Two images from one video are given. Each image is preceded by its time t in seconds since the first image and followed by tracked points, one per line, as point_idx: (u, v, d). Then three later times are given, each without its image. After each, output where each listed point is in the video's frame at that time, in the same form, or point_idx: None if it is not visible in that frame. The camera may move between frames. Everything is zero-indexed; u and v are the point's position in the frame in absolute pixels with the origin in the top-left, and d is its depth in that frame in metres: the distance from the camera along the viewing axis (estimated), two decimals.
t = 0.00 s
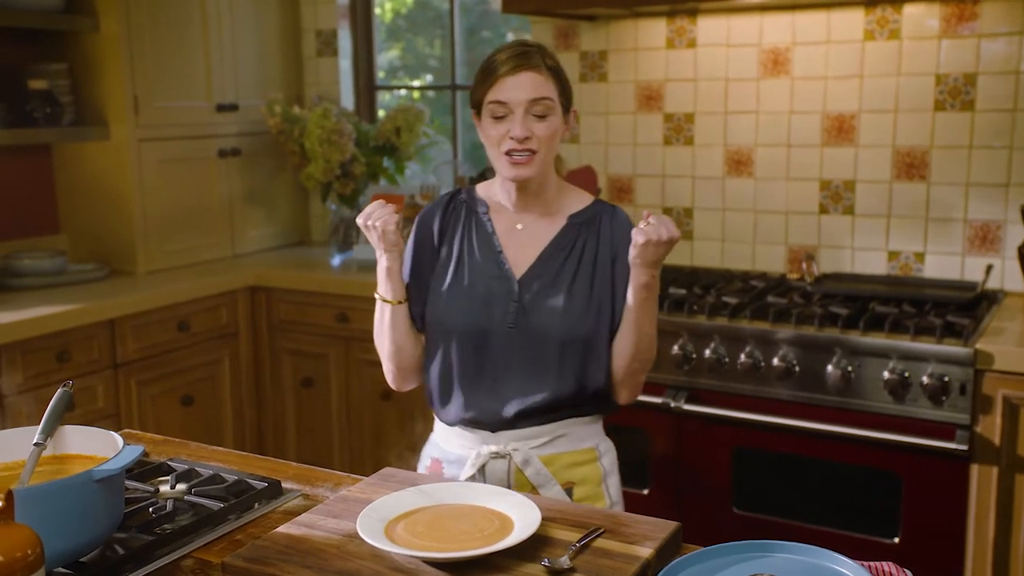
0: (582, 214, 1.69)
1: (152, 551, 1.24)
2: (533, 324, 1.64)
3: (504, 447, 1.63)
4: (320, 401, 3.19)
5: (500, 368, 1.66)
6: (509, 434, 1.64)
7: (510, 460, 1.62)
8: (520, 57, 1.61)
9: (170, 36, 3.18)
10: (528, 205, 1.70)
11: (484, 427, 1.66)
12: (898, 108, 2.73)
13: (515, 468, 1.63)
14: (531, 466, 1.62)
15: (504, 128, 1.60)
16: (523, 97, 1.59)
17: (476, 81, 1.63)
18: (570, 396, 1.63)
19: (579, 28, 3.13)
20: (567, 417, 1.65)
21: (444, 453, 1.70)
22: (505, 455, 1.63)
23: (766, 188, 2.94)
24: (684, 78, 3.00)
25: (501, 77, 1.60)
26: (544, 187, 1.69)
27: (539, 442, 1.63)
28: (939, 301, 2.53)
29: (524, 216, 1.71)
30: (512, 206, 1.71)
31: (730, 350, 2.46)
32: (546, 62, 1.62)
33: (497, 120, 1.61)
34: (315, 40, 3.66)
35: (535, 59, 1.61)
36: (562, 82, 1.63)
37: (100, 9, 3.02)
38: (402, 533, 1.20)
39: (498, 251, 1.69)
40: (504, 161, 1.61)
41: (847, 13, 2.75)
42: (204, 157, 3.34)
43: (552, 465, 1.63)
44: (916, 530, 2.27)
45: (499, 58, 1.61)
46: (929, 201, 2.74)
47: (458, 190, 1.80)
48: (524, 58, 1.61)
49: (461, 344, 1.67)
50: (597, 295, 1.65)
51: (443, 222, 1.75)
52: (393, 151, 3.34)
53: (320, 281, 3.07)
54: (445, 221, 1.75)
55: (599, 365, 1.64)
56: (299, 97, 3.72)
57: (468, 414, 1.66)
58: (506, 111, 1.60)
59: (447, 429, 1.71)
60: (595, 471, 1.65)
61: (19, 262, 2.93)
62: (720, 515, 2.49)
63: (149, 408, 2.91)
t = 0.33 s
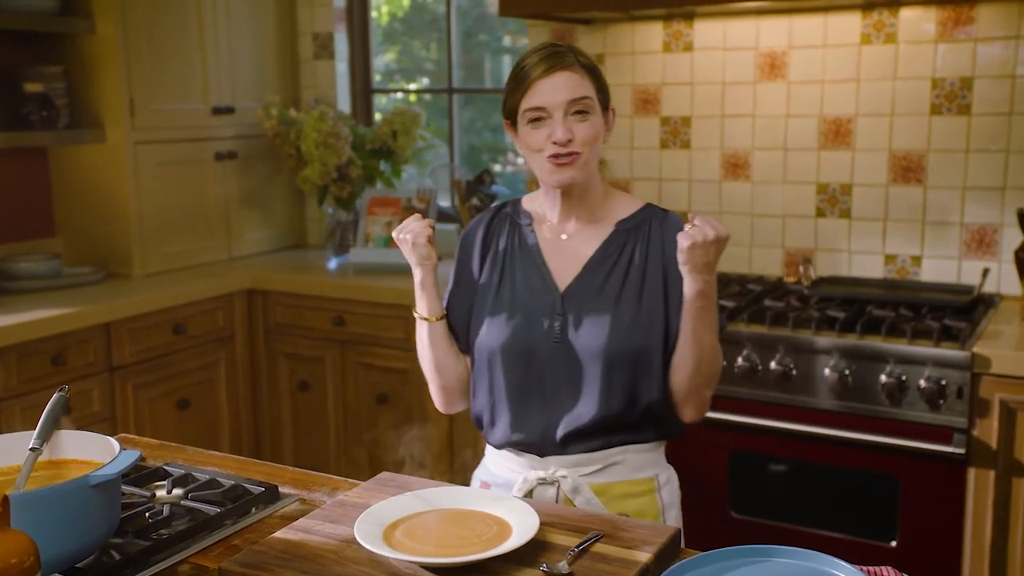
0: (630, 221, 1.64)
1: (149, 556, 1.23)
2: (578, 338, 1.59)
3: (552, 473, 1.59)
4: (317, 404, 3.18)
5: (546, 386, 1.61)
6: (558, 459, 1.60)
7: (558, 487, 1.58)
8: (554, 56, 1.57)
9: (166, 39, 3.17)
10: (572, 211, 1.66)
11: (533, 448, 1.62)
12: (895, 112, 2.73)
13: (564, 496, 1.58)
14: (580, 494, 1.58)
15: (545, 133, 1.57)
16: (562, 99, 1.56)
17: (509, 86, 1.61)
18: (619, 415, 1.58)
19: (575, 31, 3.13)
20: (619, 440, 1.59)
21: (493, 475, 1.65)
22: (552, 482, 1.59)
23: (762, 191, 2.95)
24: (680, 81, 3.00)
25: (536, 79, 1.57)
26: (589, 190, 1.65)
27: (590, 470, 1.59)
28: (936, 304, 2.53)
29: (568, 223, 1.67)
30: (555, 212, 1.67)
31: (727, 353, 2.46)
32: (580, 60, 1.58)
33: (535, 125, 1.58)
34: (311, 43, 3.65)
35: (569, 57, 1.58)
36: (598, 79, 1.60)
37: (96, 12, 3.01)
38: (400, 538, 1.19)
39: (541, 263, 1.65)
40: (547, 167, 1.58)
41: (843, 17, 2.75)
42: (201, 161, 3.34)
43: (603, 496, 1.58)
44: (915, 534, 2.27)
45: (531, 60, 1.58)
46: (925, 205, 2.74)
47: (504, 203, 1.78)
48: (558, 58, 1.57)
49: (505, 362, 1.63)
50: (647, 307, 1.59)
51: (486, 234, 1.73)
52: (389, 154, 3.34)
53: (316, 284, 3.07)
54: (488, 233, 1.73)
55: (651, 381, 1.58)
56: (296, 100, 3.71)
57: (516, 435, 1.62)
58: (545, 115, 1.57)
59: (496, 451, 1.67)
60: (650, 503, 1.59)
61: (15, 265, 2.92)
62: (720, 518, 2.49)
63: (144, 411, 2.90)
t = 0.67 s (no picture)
0: (649, 230, 1.58)
1: (143, 556, 1.23)
2: (582, 349, 1.55)
3: (552, 481, 1.58)
4: (311, 404, 3.17)
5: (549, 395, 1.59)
6: (562, 468, 1.59)
7: (556, 496, 1.57)
8: (561, 71, 1.50)
9: (159, 38, 3.16)
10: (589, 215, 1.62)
11: (535, 453, 1.61)
12: (889, 109, 2.74)
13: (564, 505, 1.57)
14: (580, 505, 1.56)
15: (541, 153, 1.52)
16: (557, 122, 1.49)
17: (518, 93, 1.55)
18: (618, 430, 1.54)
19: (569, 29, 3.12)
20: (623, 454, 1.57)
21: (503, 474, 1.66)
22: (551, 490, 1.58)
23: (757, 189, 2.94)
24: (675, 80, 3.00)
25: (538, 95, 1.51)
26: (603, 200, 1.60)
27: (592, 481, 1.57)
28: (931, 302, 2.53)
29: (585, 227, 1.63)
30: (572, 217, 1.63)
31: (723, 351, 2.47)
32: (585, 74, 1.50)
33: (536, 143, 1.53)
34: (305, 42, 3.65)
35: (577, 71, 1.50)
36: (609, 94, 1.51)
37: (88, 11, 3.00)
38: (395, 538, 1.19)
39: (555, 266, 1.63)
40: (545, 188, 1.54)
41: (837, 15, 2.75)
42: (195, 161, 3.33)
43: (603, 508, 1.56)
44: (911, 532, 2.27)
45: (537, 72, 1.52)
46: (919, 203, 2.74)
47: (531, 199, 1.76)
48: (565, 72, 1.50)
49: (510, 365, 1.62)
50: (657, 322, 1.54)
51: (509, 231, 1.72)
52: (383, 154, 3.34)
53: (310, 283, 3.06)
54: (510, 230, 1.72)
55: (656, 400, 1.53)
56: (290, 100, 3.70)
57: (517, 439, 1.62)
58: (543, 135, 1.52)
59: (505, 452, 1.67)
60: (654, 516, 1.58)
61: (7, 266, 2.91)
62: (714, 517, 2.49)
63: (138, 411, 2.89)
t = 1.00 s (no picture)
0: (616, 224, 1.60)
1: (141, 556, 1.22)
2: (547, 343, 1.57)
3: (523, 473, 1.58)
4: (309, 402, 3.17)
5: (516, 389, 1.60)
6: (531, 460, 1.59)
7: (528, 487, 1.56)
8: (534, 59, 1.51)
9: (156, 36, 3.16)
10: (558, 206, 1.64)
11: (502, 446, 1.62)
12: (887, 105, 2.73)
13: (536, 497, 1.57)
14: (552, 496, 1.56)
15: (516, 143, 1.53)
16: (531, 111, 1.50)
17: (489, 83, 1.55)
18: (584, 423, 1.55)
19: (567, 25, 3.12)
20: (591, 446, 1.57)
21: (478, 466, 1.66)
22: (523, 482, 1.57)
23: (755, 186, 2.94)
24: (672, 76, 3.00)
25: (511, 85, 1.52)
26: (574, 189, 1.62)
27: (563, 472, 1.57)
28: (929, 298, 2.53)
29: (554, 218, 1.65)
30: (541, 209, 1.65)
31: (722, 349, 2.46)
32: (557, 63, 1.51)
33: (509, 134, 1.54)
34: (302, 40, 3.64)
35: (550, 59, 1.51)
36: (583, 82, 1.52)
37: (85, 10, 2.99)
38: (394, 537, 1.19)
39: (523, 259, 1.64)
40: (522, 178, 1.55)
41: (835, 11, 2.75)
42: (192, 159, 3.32)
43: (575, 498, 1.56)
44: (910, 528, 2.27)
45: (508, 63, 1.53)
46: (917, 199, 2.74)
47: (501, 191, 1.78)
48: (538, 61, 1.51)
49: (477, 358, 1.63)
50: (622, 316, 1.55)
51: (477, 223, 1.73)
52: (381, 151, 3.33)
53: (309, 281, 3.06)
54: (479, 223, 1.73)
55: (620, 393, 1.54)
56: (287, 98, 3.70)
57: (485, 432, 1.63)
58: (517, 125, 1.52)
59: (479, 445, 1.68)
60: (628, 505, 1.58)
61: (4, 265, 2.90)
62: (711, 515, 2.49)
63: (136, 410, 2.89)
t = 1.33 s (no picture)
0: (602, 219, 1.60)
1: (145, 555, 1.22)
2: (540, 338, 1.55)
3: (514, 472, 1.55)
4: (312, 400, 3.17)
5: (506, 387, 1.58)
6: (520, 458, 1.57)
7: (520, 486, 1.54)
8: (521, 53, 1.50)
9: (159, 33, 3.15)
10: (541, 205, 1.63)
11: (492, 446, 1.59)
12: (892, 103, 2.72)
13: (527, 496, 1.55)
14: (543, 493, 1.55)
15: (506, 136, 1.52)
16: (522, 103, 1.50)
17: (475, 79, 1.54)
18: (578, 417, 1.55)
19: (572, 22, 3.11)
20: (580, 440, 1.57)
21: (457, 467, 1.63)
22: (514, 481, 1.55)
23: (759, 184, 2.93)
24: (677, 74, 2.99)
25: (500, 79, 1.51)
26: (558, 185, 1.61)
27: (553, 468, 1.56)
28: (934, 297, 2.52)
29: (537, 215, 1.63)
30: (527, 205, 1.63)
31: (726, 347, 2.46)
32: (546, 55, 1.51)
33: (498, 127, 1.53)
34: (306, 38, 3.64)
35: (538, 53, 1.51)
36: (570, 75, 1.52)
37: (88, 7, 2.99)
38: (398, 536, 1.18)
39: (508, 257, 1.62)
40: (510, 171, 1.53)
41: (840, 9, 2.74)
42: (195, 157, 3.32)
43: (565, 494, 1.55)
44: (914, 528, 2.27)
45: (496, 57, 1.52)
46: (923, 197, 2.73)
47: (474, 192, 1.75)
48: (526, 55, 1.50)
49: (465, 357, 1.60)
50: (613, 308, 1.55)
51: (455, 224, 1.70)
52: (385, 149, 3.32)
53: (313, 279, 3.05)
54: (456, 224, 1.70)
55: (614, 385, 1.55)
56: (290, 96, 3.70)
57: (474, 433, 1.60)
58: (508, 118, 1.51)
59: (459, 446, 1.65)
60: (613, 499, 1.57)
61: (7, 263, 2.90)
62: (714, 514, 2.49)
63: (140, 408, 2.89)
